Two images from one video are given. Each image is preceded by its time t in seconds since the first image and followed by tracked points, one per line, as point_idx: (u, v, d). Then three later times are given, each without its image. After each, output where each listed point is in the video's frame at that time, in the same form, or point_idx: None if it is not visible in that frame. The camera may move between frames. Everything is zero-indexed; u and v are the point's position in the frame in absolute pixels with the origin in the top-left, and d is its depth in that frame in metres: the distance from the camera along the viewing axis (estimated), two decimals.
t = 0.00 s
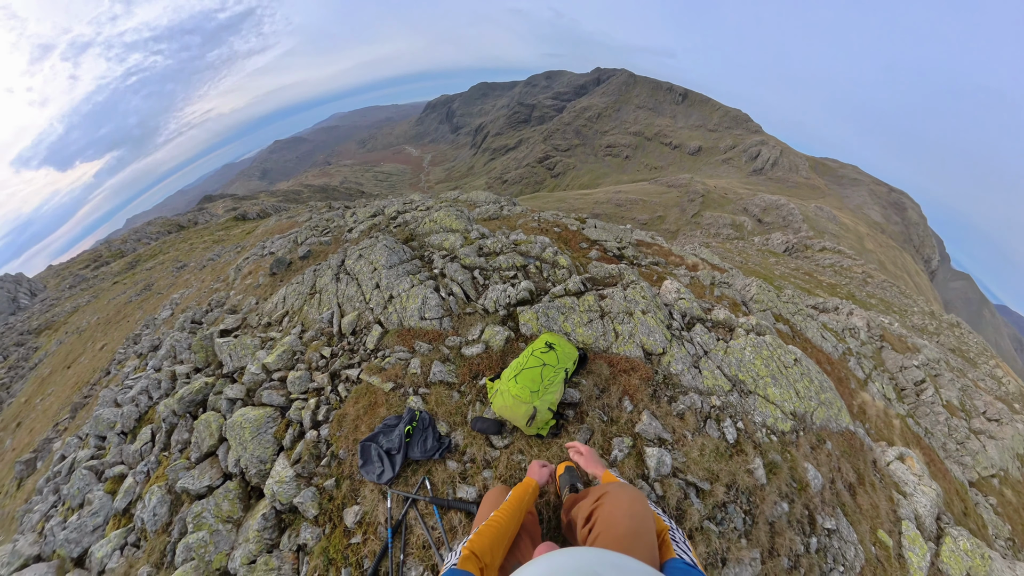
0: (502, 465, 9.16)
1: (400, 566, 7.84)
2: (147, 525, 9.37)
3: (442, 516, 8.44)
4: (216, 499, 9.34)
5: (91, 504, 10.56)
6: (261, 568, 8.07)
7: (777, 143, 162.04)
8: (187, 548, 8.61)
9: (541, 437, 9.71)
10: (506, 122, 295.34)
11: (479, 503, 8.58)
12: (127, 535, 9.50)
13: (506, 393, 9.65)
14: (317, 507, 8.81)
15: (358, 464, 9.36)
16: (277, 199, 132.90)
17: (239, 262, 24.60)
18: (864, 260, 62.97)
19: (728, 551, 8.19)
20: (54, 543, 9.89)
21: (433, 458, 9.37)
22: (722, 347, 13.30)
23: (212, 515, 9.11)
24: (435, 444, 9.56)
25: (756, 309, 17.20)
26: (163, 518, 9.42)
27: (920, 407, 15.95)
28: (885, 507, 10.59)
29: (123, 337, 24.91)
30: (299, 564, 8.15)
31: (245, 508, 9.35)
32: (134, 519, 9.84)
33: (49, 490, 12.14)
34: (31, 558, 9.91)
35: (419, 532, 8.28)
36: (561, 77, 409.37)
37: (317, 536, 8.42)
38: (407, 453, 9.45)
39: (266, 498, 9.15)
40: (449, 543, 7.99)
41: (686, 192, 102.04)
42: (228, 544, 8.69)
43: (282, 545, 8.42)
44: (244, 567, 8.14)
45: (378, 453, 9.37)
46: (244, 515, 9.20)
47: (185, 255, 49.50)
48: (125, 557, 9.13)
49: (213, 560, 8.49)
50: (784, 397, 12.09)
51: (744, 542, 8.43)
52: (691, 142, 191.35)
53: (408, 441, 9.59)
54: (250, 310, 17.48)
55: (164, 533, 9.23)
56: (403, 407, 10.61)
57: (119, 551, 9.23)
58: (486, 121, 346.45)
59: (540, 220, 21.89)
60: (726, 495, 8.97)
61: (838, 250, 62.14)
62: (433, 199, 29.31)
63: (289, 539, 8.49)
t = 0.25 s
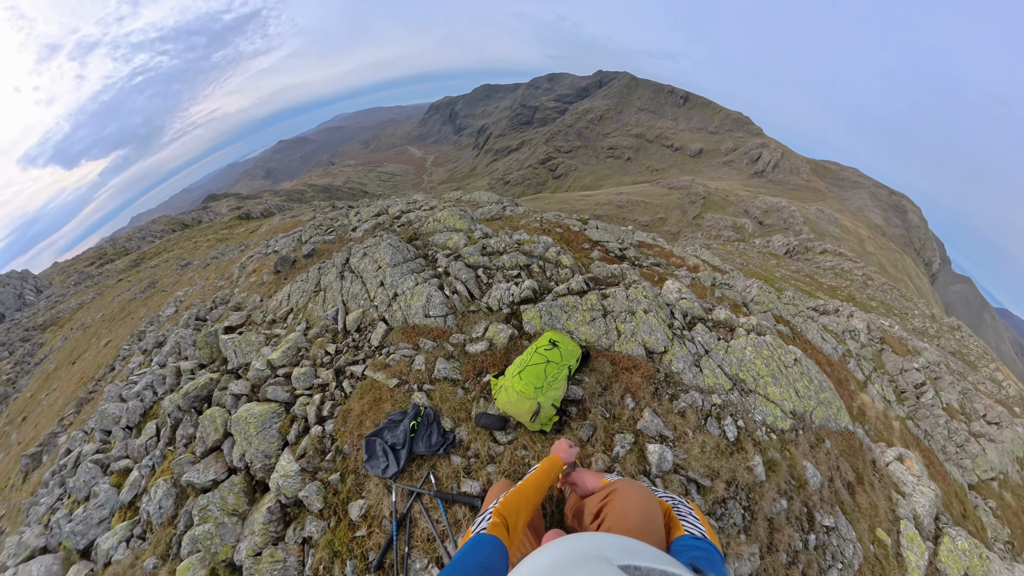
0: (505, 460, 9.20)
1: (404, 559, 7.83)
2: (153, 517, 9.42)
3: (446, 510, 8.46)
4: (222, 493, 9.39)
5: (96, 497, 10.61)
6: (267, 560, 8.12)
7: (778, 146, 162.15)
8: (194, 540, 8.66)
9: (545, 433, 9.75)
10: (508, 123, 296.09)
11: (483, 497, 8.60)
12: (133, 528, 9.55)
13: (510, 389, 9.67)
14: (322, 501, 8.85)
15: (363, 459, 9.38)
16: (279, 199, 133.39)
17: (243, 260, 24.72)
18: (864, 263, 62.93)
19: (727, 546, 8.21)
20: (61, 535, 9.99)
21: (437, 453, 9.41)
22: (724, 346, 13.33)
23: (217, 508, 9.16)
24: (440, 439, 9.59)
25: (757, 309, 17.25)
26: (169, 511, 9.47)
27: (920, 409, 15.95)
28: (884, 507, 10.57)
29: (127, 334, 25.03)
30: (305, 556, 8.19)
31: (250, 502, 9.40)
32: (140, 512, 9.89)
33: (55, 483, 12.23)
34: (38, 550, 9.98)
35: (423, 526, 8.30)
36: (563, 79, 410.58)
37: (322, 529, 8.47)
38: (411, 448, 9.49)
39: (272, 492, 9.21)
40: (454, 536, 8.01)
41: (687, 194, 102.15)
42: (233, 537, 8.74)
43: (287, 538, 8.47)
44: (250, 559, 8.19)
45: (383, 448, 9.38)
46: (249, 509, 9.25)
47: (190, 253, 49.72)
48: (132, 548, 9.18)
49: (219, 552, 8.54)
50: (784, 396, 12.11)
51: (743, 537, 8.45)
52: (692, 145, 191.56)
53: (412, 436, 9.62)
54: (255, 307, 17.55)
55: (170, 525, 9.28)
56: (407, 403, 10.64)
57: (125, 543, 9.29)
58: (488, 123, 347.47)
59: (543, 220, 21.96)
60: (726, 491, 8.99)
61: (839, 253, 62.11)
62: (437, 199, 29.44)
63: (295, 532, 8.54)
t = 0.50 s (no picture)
0: (505, 464, 9.22)
1: (403, 562, 7.85)
2: (154, 515, 9.47)
3: (445, 514, 8.49)
4: (222, 492, 9.44)
5: (98, 493, 10.68)
6: (266, 561, 8.16)
7: (780, 148, 162.03)
8: (193, 539, 8.70)
9: (545, 437, 9.76)
10: (510, 125, 296.92)
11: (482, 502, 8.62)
12: (134, 525, 9.60)
13: (511, 393, 9.67)
14: (321, 503, 8.89)
15: (363, 461, 9.39)
16: (283, 197, 135.04)
17: (246, 259, 24.83)
18: (866, 265, 62.76)
19: (729, 554, 8.19)
20: (64, 530, 10.08)
21: (437, 457, 9.44)
22: (725, 350, 13.33)
23: (217, 508, 9.20)
24: (439, 442, 9.61)
25: (759, 312, 17.23)
26: (169, 509, 9.52)
27: (921, 413, 15.89)
28: (886, 513, 10.54)
29: (131, 331, 25.18)
30: (304, 557, 8.24)
31: (250, 502, 9.45)
32: (141, 510, 9.95)
33: (58, 479, 12.32)
34: (40, 545, 10.05)
35: (421, 530, 8.33)
36: (566, 81, 411.68)
37: (321, 531, 8.51)
38: (411, 451, 9.49)
39: (271, 493, 9.25)
40: (452, 540, 8.04)
41: (689, 196, 102.14)
42: (233, 537, 8.79)
43: (286, 539, 8.51)
44: (249, 559, 8.23)
45: (383, 451, 9.34)
46: (249, 508, 9.30)
47: (193, 251, 50.05)
48: (132, 545, 9.24)
49: (219, 552, 8.58)
50: (786, 401, 12.09)
51: (745, 544, 8.43)
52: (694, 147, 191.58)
53: (412, 439, 9.61)
54: (257, 307, 17.63)
55: (171, 524, 9.33)
56: (407, 405, 10.66)
57: (126, 540, 9.34)
58: (491, 123, 349.18)
59: (544, 221, 22.01)
60: (727, 497, 8.99)
61: (840, 255, 61.98)
62: (439, 199, 29.54)
63: (293, 533, 8.58)
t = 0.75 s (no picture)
0: (503, 466, 9.24)
1: (400, 561, 7.86)
2: (155, 510, 9.52)
3: (442, 514, 8.50)
4: (221, 488, 9.49)
5: (101, 487, 10.75)
6: (264, 557, 8.20)
7: (782, 151, 161.86)
8: (193, 534, 8.75)
9: (543, 439, 9.75)
10: (513, 126, 297.69)
11: (479, 502, 8.64)
12: (136, 519, 9.68)
13: (509, 394, 9.69)
14: (319, 500, 8.93)
15: (360, 460, 9.43)
16: (287, 197, 135.66)
17: (249, 258, 24.95)
18: (867, 269, 62.57)
19: (727, 559, 8.18)
20: (67, 523, 10.15)
21: (434, 457, 9.46)
22: (725, 352, 13.31)
23: (217, 504, 9.24)
24: (437, 442, 9.63)
25: (759, 315, 17.23)
26: (170, 504, 9.57)
27: (921, 417, 15.83)
28: (886, 518, 10.50)
29: (134, 327, 25.32)
30: (302, 554, 8.26)
31: (249, 498, 9.49)
32: (142, 504, 10.02)
33: (62, 472, 12.43)
34: (44, 536, 10.14)
35: (418, 529, 8.34)
36: (568, 84, 412.83)
37: (319, 528, 8.54)
38: (408, 450, 9.51)
39: (270, 489, 9.28)
40: (449, 540, 8.04)
41: (690, 198, 102.15)
42: (232, 533, 8.82)
43: (284, 536, 8.55)
44: (247, 555, 8.26)
45: (380, 450, 9.39)
46: (249, 505, 9.35)
47: (198, 249, 50.34)
48: (134, 539, 9.30)
49: (218, 548, 8.61)
50: (786, 405, 12.07)
51: (744, 549, 8.42)
52: (696, 149, 191.64)
53: (409, 438, 9.64)
54: (258, 305, 17.71)
55: (172, 519, 9.37)
56: (406, 405, 10.68)
57: (128, 534, 9.40)
58: (494, 125, 350.24)
59: (545, 222, 22.07)
60: (726, 501, 8.98)
61: (841, 258, 61.84)
62: (441, 199, 29.66)
63: (292, 529, 8.62)
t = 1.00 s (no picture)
0: (502, 466, 9.26)
1: (398, 559, 7.89)
2: (158, 505, 9.58)
3: (440, 513, 8.52)
4: (223, 484, 9.54)
5: (105, 482, 10.82)
6: (265, 553, 8.23)
7: (784, 154, 161.79)
8: (195, 529, 8.80)
9: (541, 440, 9.77)
10: (515, 128, 298.35)
11: (477, 501, 8.66)
12: (139, 513, 9.73)
13: (508, 394, 9.72)
14: (319, 498, 8.96)
15: (360, 458, 9.47)
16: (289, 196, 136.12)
17: (252, 256, 25.05)
18: (868, 271, 62.42)
19: (725, 561, 8.20)
20: (72, 515, 10.22)
21: (433, 456, 9.48)
22: (725, 354, 13.32)
23: (218, 499, 9.28)
24: (436, 442, 9.65)
25: (759, 317, 17.24)
26: (173, 499, 9.63)
27: (922, 421, 15.79)
28: (885, 522, 10.48)
29: (138, 324, 25.44)
30: (302, 551, 8.30)
31: (251, 494, 9.54)
32: (146, 499, 10.08)
33: (67, 466, 12.53)
34: (49, 529, 10.22)
35: (417, 527, 8.37)
36: (570, 86, 413.88)
37: (319, 525, 8.58)
38: (408, 449, 9.54)
39: (271, 486, 9.32)
40: (447, 538, 8.06)
41: (692, 200, 102.12)
42: (234, 528, 8.86)
43: (285, 532, 8.58)
44: (248, 550, 8.30)
45: (380, 449, 9.43)
46: (250, 501, 9.39)
47: (202, 247, 50.60)
48: (137, 533, 9.36)
49: (220, 542, 8.65)
50: (786, 408, 12.06)
51: (742, 553, 8.44)
52: (697, 151, 191.61)
53: (409, 437, 9.67)
54: (261, 304, 17.80)
55: (174, 513, 9.42)
56: (406, 404, 10.72)
57: (131, 528, 9.46)
58: (496, 127, 351.11)
59: (547, 223, 22.13)
60: (725, 504, 8.97)
61: (842, 261, 61.71)
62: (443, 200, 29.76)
63: (293, 525, 8.67)
